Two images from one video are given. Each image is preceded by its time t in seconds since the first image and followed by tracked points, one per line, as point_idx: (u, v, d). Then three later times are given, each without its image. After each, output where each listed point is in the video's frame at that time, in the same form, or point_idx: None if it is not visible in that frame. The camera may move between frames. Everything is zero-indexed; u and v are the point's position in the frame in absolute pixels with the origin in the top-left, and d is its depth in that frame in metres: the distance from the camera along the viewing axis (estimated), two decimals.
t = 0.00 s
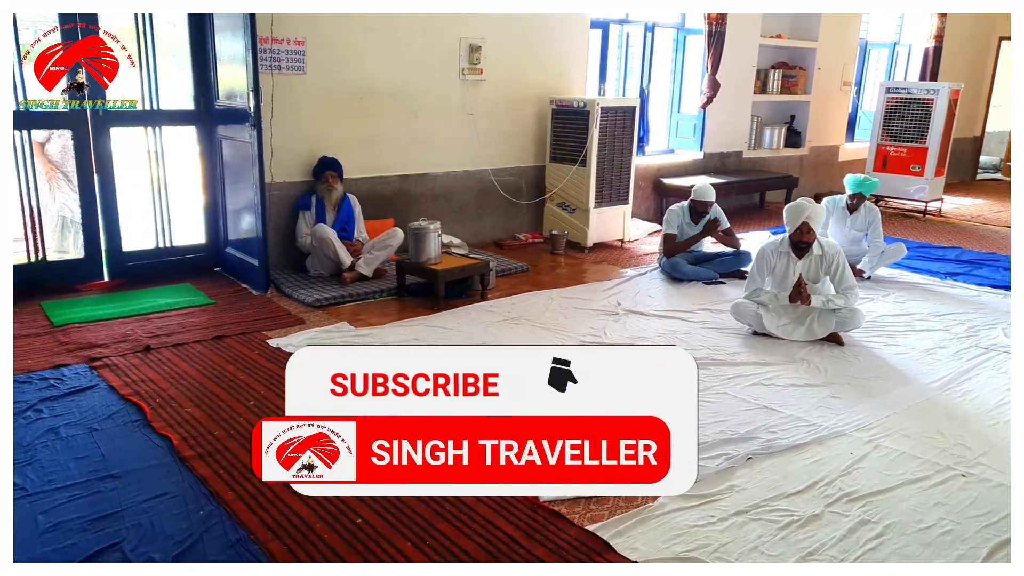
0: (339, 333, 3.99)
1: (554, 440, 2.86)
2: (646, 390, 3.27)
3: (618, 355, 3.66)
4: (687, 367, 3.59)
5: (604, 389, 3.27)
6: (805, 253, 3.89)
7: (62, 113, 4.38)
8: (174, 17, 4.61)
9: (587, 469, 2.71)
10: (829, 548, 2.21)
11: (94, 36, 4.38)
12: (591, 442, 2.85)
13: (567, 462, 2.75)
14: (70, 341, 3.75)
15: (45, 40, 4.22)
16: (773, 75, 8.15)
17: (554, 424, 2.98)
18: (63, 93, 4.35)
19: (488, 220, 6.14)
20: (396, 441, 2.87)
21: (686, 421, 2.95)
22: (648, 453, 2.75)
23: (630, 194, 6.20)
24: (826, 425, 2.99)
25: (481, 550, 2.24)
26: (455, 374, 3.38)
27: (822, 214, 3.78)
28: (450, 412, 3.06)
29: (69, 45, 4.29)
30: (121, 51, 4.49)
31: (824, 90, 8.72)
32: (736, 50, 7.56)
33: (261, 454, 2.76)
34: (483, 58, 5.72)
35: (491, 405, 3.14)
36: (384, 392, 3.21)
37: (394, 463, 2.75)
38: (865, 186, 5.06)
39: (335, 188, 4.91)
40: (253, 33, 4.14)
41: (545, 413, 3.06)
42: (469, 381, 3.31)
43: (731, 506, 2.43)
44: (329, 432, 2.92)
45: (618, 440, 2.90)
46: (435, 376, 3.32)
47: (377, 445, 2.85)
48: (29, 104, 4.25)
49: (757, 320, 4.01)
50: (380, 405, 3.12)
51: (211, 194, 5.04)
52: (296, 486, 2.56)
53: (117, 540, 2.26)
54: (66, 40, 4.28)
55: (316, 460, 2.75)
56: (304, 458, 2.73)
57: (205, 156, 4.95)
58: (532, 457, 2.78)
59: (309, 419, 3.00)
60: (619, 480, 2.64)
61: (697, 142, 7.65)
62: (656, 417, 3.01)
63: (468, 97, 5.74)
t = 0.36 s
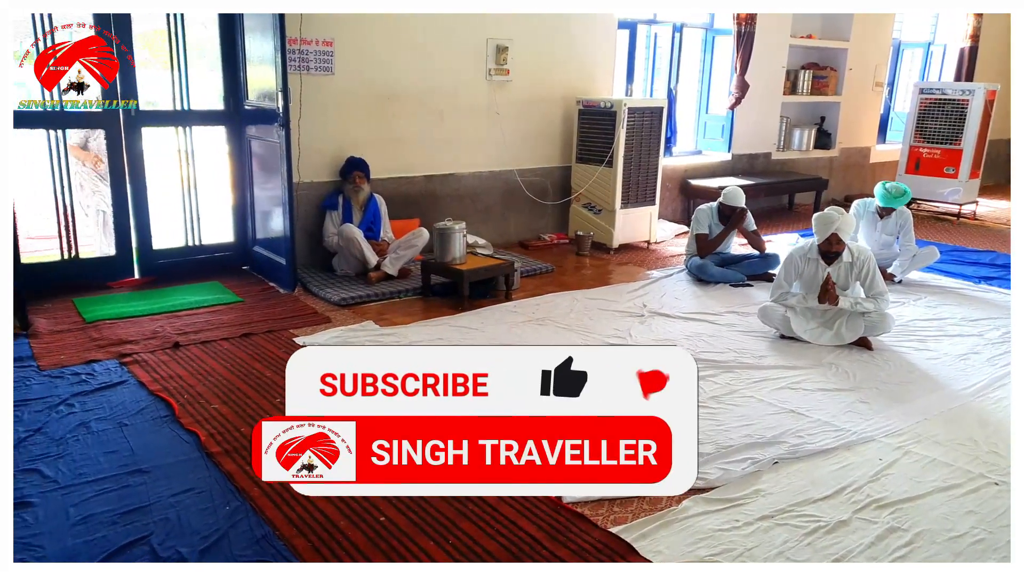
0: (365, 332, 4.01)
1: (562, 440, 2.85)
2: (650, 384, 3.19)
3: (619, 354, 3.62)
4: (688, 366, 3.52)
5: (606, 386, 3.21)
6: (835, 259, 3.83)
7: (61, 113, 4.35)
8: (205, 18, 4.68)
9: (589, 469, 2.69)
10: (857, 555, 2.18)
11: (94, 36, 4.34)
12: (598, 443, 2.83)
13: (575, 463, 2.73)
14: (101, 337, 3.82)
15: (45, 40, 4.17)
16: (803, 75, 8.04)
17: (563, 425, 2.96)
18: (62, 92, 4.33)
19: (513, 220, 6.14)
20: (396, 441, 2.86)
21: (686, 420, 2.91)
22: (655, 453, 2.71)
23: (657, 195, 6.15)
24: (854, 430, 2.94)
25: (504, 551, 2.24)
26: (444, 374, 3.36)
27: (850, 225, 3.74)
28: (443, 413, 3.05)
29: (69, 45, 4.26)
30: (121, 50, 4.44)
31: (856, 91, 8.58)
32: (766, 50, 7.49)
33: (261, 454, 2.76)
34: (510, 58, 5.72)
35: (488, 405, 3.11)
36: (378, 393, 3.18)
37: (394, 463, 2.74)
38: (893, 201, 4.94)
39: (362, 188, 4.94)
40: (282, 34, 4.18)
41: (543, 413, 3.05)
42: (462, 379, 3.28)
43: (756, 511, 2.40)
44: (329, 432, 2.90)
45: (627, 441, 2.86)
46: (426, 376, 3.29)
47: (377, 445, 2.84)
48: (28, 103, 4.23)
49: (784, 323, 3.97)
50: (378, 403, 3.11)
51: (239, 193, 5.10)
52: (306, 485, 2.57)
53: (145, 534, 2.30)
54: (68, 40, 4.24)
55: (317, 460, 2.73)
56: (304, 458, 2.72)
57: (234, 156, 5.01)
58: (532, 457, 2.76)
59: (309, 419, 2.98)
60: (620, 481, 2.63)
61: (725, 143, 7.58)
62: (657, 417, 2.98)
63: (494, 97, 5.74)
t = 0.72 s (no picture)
0: (389, 331, 4.03)
1: (562, 440, 2.83)
2: (651, 384, 3.19)
3: (618, 354, 3.60)
4: (689, 365, 3.52)
5: (604, 387, 3.24)
6: (865, 263, 3.75)
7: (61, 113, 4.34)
8: (235, 20, 4.74)
9: (588, 469, 2.67)
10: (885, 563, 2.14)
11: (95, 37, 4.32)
12: (598, 443, 2.82)
13: (575, 463, 2.72)
14: (131, 334, 3.88)
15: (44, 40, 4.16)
16: (833, 75, 7.93)
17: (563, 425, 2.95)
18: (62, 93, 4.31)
19: (539, 221, 6.13)
20: (396, 441, 2.83)
21: (686, 421, 2.91)
22: (656, 453, 2.72)
23: (684, 196, 6.10)
24: (883, 436, 2.89)
25: (527, 552, 2.24)
26: (449, 374, 3.35)
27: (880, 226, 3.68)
28: (441, 413, 3.04)
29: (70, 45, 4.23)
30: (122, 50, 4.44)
31: (887, 92, 8.44)
32: (797, 51, 7.39)
33: (262, 454, 2.75)
34: (537, 59, 5.72)
35: (488, 406, 3.10)
36: (381, 392, 3.17)
37: (394, 463, 2.71)
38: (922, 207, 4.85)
39: (389, 188, 4.98)
40: (310, 34, 4.22)
41: (541, 413, 3.05)
42: (467, 380, 3.28)
43: (782, 516, 2.36)
44: (329, 432, 2.87)
45: (627, 441, 2.86)
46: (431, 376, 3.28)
47: (377, 445, 2.81)
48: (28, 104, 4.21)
49: (812, 327, 3.92)
50: (378, 404, 3.10)
51: (267, 192, 5.16)
52: (306, 486, 2.56)
53: (172, 528, 2.33)
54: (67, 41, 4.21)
55: (317, 461, 2.70)
56: (304, 458, 2.69)
57: (263, 155, 5.07)
58: (532, 457, 2.74)
59: (309, 419, 2.97)
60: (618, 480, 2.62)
61: (753, 144, 7.48)
62: (657, 418, 2.99)
63: (521, 98, 5.75)
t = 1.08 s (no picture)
0: (414, 331, 4.04)
1: (562, 440, 2.82)
2: (649, 384, 3.16)
3: (618, 353, 3.63)
4: (689, 365, 3.55)
5: (604, 387, 3.22)
6: (896, 264, 3.70)
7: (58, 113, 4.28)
8: (265, 21, 4.80)
9: (588, 469, 2.66)
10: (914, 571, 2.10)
11: (94, 37, 4.25)
12: (598, 443, 2.81)
13: (575, 463, 2.71)
14: (160, 331, 3.94)
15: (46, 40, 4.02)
16: (865, 76, 7.82)
17: (562, 424, 2.94)
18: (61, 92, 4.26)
19: (564, 222, 6.12)
20: (396, 441, 2.84)
21: (686, 421, 2.92)
22: (656, 453, 2.72)
23: (711, 198, 6.05)
24: (913, 442, 2.84)
25: (550, 553, 2.23)
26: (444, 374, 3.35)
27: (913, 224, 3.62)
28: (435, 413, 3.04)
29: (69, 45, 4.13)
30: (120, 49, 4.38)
31: (921, 93, 8.29)
32: (827, 51, 7.29)
33: (262, 454, 2.76)
34: (564, 60, 5.71)
35: (484, 405, 3.10)
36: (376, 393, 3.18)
37: (394, 463, 2.72)
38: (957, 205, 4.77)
39: (416, 189, 5.00)
40: (339, 35, 4.25)
41: (540, 413, 3.04)
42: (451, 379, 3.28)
43: (809, 522, 2.33)
44: (329, 433, 2.87)
45: (627, 441, 2.84)
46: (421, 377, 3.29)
47: (377, 445, 2.81)
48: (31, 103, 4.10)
49: (840, 330, 3.84)
50: (374, 403, 3.11)
51: (295, 192, 5.21)
52: (306, 485, 2.56)
53: (199, 523, 2.36)
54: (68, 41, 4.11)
55: (316, 461, 2.70)
56: (304, 458, 2.70)
57: (291, 156, 5.13)
58: (532, 457, 2.74)
59: (310, 419, 2.96)
60: (619, 480, 2.60)
61: (783, 146, 7.39)
62: (657, 418, 3.00)
63: (548, 99, 5.74)
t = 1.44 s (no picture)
0: (438, 331, 4.06)
1: (562, 441, 2.86)
2: (650, 384, 3.14)
3: (618, 352, 3.59)
4: (689, 363, 3.55)
5: (603, 387, 3.18)
6: (927, 265, 3.63)
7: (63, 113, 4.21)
8: (294, 23, 4.86)
9: (587, 469, 2.67)
10: None
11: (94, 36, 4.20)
12: (598, 443, 2.82)
13: (575, 463, 2.72)
14: (189, 328, 4.01)
15: (44, 40, 4.04)
16: (897, 78, 7.70)
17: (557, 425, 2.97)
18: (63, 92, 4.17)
19: (589, 224, 6.11)
20: (396, 441, 2.85)
21: (686, 419, 2.92)
22: (656, 453, 2.72)
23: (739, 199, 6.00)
24: (943, 449, 2.79)
25: (572, 553, 2.23)
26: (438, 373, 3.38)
27: (945, 225, 3.56)
28: (433, 413, 3.05)
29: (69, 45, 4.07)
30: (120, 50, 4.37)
31: (955, 94, 8.15)
32: (858, 51, 7.19)
33: (262, 454, 2.78)
34: (590, 61, 5.70)
35: (484, 405, 3.11)
36: (370, 392, 3.20)
37: (394, 463, 2.74)
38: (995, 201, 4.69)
39: (441, 191, 5.03)
40: (367, 37, 4.29)
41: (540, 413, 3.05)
42: (456, 379, 3.30)
43: (835, 527, 2.30)
44: (329, 432, 2.88)
45: (627, 441, 2.86)
46: (420, 376, 3.29)
47: (378, 445, 2.83)
48: (29, 103, 4.11)
49: (869, 335, 3.80)
50: (371, 403, 3.12)
51: (323, 193, 5.27)
52: (307, 485, 2.57)
53: (225, 518, 2.39)
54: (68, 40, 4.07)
55: (317, 461, 2.71)
56: (304, 458, 2.71)
57: (319, 156, 5.18)
58: (532, 457, 2.76)
59: (309, 419, 2.96)
60: (618, 480, 2.62)
61: (812, 148, 7.30)
62: (657, 418, 2.99)
63: (574, 100, 5.74)
